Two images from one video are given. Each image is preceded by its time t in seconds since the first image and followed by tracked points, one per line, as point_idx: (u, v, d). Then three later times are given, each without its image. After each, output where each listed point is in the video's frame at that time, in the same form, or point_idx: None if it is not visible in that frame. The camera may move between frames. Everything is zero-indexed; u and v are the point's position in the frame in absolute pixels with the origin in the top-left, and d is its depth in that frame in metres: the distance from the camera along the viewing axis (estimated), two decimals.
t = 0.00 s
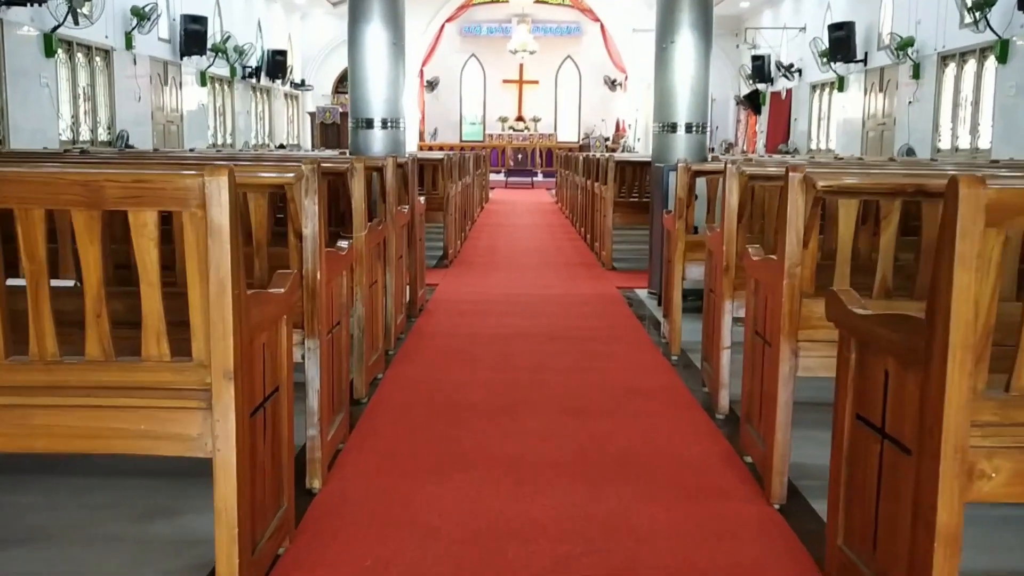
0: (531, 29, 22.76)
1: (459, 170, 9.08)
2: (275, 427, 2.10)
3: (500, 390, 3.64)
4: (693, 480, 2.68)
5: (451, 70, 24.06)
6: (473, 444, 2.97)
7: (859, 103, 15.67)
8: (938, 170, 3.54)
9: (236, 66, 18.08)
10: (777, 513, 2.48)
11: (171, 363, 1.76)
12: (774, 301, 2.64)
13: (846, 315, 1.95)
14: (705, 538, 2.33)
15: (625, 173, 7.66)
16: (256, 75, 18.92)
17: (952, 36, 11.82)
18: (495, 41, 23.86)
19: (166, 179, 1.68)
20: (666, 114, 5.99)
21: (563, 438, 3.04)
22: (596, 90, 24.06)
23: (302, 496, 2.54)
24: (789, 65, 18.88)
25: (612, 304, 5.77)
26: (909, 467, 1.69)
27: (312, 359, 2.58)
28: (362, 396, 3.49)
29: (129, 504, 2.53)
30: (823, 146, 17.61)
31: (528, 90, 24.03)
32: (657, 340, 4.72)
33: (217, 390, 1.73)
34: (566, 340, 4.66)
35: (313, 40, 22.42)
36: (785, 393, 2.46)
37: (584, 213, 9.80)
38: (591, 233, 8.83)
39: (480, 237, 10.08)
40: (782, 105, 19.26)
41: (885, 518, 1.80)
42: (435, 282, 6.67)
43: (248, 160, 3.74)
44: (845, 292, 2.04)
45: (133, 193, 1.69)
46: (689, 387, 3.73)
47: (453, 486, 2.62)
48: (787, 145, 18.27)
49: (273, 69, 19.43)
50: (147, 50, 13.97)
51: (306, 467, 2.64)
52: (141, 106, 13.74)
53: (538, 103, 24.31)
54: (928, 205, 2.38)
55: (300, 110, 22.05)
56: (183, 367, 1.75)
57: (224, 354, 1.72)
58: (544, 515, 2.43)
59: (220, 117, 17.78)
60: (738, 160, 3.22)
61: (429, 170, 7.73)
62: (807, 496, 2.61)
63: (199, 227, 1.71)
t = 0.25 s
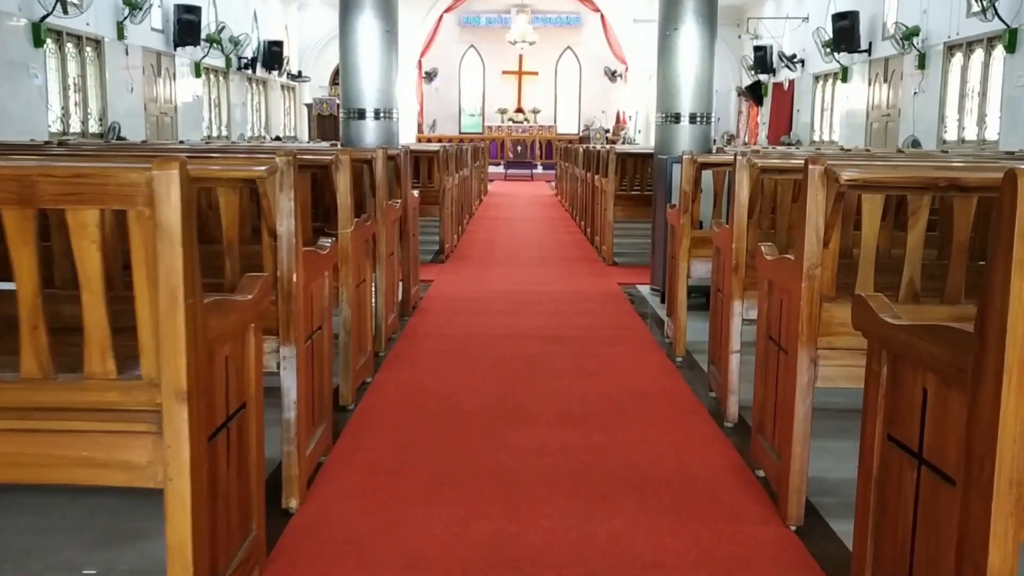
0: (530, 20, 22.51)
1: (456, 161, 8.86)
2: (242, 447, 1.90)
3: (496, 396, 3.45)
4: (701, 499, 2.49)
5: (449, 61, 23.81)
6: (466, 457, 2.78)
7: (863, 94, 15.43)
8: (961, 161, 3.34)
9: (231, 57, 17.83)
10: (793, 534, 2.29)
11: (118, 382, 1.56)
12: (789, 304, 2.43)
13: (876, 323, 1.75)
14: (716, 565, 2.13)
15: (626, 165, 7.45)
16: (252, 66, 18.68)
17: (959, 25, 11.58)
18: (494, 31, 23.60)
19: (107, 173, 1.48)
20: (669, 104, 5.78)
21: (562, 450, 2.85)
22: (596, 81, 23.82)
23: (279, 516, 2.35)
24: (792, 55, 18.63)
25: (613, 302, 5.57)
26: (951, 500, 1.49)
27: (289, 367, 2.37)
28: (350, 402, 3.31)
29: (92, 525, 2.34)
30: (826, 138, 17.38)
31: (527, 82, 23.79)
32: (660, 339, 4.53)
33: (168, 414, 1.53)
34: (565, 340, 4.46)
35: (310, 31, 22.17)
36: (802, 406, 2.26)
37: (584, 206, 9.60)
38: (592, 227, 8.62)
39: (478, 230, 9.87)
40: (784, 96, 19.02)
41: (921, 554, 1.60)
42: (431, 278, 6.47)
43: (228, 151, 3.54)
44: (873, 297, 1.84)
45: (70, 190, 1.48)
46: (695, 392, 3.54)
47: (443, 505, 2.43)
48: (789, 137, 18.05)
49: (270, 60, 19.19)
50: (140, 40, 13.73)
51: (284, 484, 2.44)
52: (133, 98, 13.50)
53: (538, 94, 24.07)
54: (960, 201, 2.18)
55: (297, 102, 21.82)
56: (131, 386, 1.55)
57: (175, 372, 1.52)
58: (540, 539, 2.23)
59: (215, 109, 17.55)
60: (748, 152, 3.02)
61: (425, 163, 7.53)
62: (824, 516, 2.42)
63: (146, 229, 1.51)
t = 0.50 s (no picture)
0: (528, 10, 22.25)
1: (451, 154, 8.66)
2: (200, 472, 1.72)
3: (488, 403, 3.27)
4: (708, 521, 2.30)
5: (447, 52, 23.57)
6: (455, 473, 2.60)
7: (865, 85, 15.22)
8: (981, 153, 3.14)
9: (225, 49, 17.60)
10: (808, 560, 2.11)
11: (49, 407, 1.38)
12: (803, 308, 2.24)
13: (904, 334, 1.56)
14: None
15: (625, 158, 7.25)
16: (246, 58, 18.44)
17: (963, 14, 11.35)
18: (492, 23, 23.36)
19: (30, 170, 1.28)
20: (670, 94, 5.58)
21: (558, 465, 2.67)
22: (595, 72, 23.59)
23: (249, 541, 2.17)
24: (792, 46, 18.40)
25: (612, 299, 5.38)
26: (996, 542, 1.30)
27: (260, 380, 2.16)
28: (333, 411, 3.12)
29: (48, 553, 2.15)
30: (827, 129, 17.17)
31: (525, 73, 23.56)
32: (661, 340, 4.34)
33: (103, 445, 1.34)
34: (562, 341, 4.28)
35: (306, 23, 21.92)
36: (817, 421, 2.08)
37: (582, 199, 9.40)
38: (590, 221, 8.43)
39: (475, 224, 9.67)
40: (785, 87, 18.79)
41: None
42: (424, 274, 6.28)
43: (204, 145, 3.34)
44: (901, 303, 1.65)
45: None
46: (698, 398, 3.36)
47: (428, 529, 2.25)
48: (790, 128, 17.84)
49: (264, 52, 18.95)
50: (131, 32, 13.50)
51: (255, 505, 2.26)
52: (124, 90, 13.24)
53: (535, 85, 23.80)
54: (992, 196, 1.98)
55: (293, 95, 21.58)
56: (63, 413, 1.36)
57: (111, 398, 1.33)
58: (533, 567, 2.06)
59: (209, 102, 17.32)
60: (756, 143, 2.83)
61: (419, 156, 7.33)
62: (841, 538, 2.24)
63: (77, 234, 1.31)
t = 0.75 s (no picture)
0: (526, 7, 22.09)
1: (448, 152, 8.51)
2: (164, 502, 1.57)
3: (482, 413, 3.13)
4: (714, 544, 2.16)
5: (444, 49, 23.42)
6: (446, 492, 2.46)
7: (866, 81, 15.08)
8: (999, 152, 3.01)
9: (221, 46, 17.45)
10: None
11: None
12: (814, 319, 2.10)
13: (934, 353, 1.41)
14: None
15: (625, 155, 7.11)
16: (242, 55, 18.27)
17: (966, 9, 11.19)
18: (490, 19, 23.20)
19: None
20: (670, 91, 5.44)
21: (556, 481, 2.53)
22: (594, 69, 23.44)
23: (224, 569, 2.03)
24: (792, 42, 18.25)
25: (611, 301, 5.24)
26: None
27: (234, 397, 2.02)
28: (320, 423, 2.97)
29: None
30: (827, 126, 17.04)
31: (524, 70, 23.40)
32: (663, 344, 4.21)
33: (45, 481, 1.20)
34: (560, 345, 4.14)
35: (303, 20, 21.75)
36: (832, 440, 1.94)
37: (581, 198, 9.26)
38: (589, 220, 8.30)
39: (472, 223, 9.54)
40: (785, 84, 18.65)
41: None
42: (420, 275, 6.15)
43: (185, 144, 3.20)
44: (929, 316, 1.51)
45: None
46: (702, 407, 3.22)
47: (417, 554, 2.11)
48: (790, 125, 17.69)
49: (260, 49, 18.79)
50: (124, 28, 13.34)
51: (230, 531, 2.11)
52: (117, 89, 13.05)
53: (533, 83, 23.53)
54: None
55: (289, 92, 21.43)
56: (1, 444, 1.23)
57: (52, 430, 1.19)
58: None
59: (205, 99, 17.17)
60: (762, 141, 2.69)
61: (414, 154, 7.18)
62: (856, 563, 2.11)
63: (11, 246, 1.17)
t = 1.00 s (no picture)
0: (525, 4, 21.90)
1: (443, 150, 8.32)
2: (102, 546, 1.39)
3: (472, 427, 2.95)
4: None
5: (442, 47, 23.23)
6: (432, 516, 2.28)
7: (869, 78, 14.89)
8: None
9: (216, 43, 17.26)
10: None
11: None
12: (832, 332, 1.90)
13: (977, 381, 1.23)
14: None
15: (624, 153, 6.93)
16: (238, 53, 18.08)
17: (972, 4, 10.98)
18: (488, 16, 23.01)
19: None
20: (672, 87, 5.25)
21: (550, 504, 2.35)
22: (593, 66, 23.26)
23: None
24: (794, 38, 18.06)
25: (609, 305, 5.06)
26: None
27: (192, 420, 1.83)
28: (299, 439, 2.78)
29: None
30: (829, 124, 16.85)
31: (522, 68, 23.22)
32: (664, 350, 4.03)
33: None
34: (556, 351, 3.96)
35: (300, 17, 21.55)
36: (854, 468, 1.75)
37: (579, 197, 9.07)
38: (588, 219, 8.12)
39: (468, 223, 9.35)
40: (786, 81, 18.46)
41: None
42: (412, 277, 5.96)
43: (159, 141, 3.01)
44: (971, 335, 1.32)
45: None
46: (707, 420, 3.04)
47: None
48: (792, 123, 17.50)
49: (256, 47, 18.61)
50: (117, 25, 13.14)
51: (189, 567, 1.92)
52: (109, 87, 12.77)
53: (533, 79, 23.45)
54: None
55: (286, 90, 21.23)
56: None
57: None
58: None
59: (200, 97, 16.98)
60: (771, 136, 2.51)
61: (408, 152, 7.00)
62: None
63: None
